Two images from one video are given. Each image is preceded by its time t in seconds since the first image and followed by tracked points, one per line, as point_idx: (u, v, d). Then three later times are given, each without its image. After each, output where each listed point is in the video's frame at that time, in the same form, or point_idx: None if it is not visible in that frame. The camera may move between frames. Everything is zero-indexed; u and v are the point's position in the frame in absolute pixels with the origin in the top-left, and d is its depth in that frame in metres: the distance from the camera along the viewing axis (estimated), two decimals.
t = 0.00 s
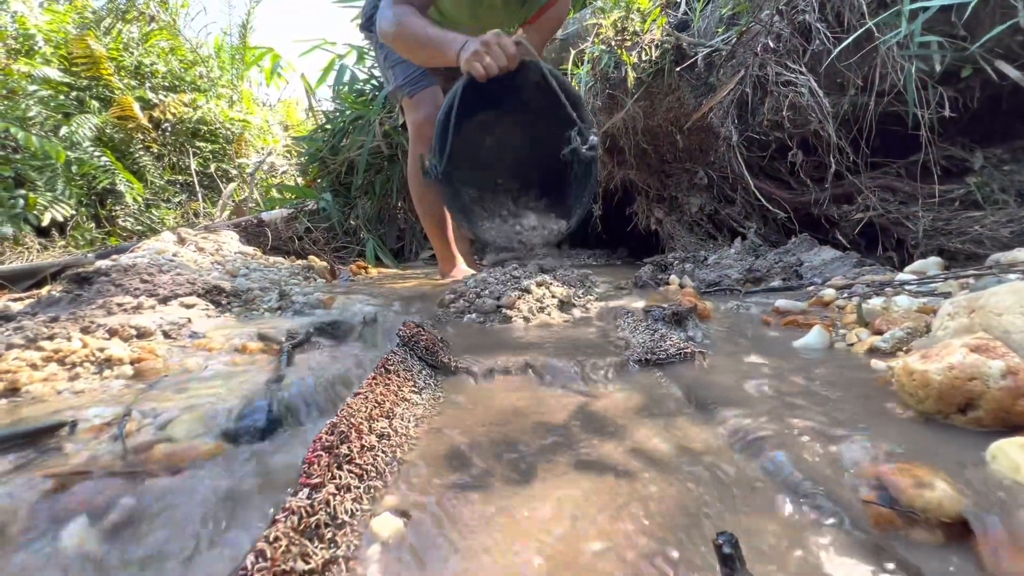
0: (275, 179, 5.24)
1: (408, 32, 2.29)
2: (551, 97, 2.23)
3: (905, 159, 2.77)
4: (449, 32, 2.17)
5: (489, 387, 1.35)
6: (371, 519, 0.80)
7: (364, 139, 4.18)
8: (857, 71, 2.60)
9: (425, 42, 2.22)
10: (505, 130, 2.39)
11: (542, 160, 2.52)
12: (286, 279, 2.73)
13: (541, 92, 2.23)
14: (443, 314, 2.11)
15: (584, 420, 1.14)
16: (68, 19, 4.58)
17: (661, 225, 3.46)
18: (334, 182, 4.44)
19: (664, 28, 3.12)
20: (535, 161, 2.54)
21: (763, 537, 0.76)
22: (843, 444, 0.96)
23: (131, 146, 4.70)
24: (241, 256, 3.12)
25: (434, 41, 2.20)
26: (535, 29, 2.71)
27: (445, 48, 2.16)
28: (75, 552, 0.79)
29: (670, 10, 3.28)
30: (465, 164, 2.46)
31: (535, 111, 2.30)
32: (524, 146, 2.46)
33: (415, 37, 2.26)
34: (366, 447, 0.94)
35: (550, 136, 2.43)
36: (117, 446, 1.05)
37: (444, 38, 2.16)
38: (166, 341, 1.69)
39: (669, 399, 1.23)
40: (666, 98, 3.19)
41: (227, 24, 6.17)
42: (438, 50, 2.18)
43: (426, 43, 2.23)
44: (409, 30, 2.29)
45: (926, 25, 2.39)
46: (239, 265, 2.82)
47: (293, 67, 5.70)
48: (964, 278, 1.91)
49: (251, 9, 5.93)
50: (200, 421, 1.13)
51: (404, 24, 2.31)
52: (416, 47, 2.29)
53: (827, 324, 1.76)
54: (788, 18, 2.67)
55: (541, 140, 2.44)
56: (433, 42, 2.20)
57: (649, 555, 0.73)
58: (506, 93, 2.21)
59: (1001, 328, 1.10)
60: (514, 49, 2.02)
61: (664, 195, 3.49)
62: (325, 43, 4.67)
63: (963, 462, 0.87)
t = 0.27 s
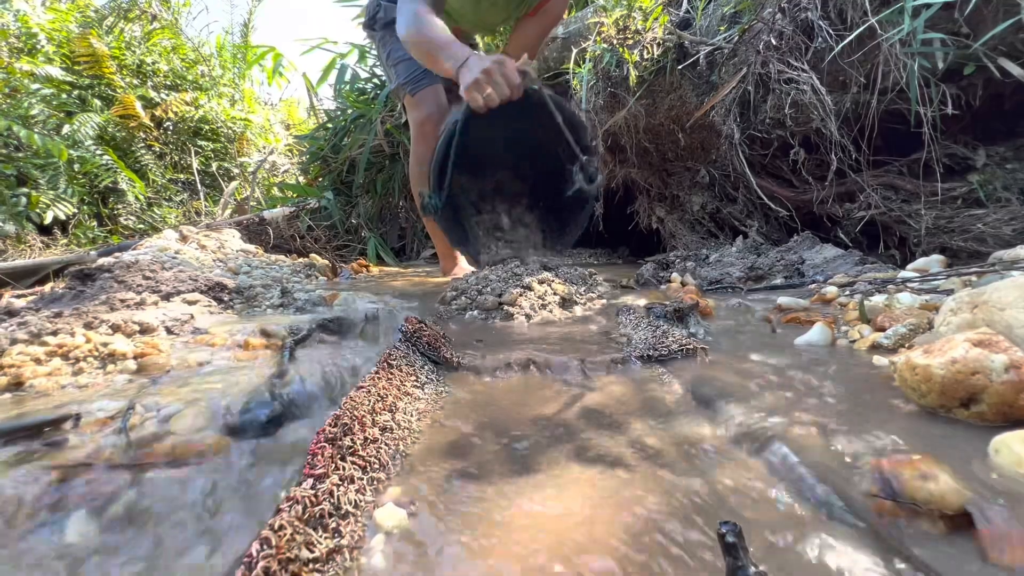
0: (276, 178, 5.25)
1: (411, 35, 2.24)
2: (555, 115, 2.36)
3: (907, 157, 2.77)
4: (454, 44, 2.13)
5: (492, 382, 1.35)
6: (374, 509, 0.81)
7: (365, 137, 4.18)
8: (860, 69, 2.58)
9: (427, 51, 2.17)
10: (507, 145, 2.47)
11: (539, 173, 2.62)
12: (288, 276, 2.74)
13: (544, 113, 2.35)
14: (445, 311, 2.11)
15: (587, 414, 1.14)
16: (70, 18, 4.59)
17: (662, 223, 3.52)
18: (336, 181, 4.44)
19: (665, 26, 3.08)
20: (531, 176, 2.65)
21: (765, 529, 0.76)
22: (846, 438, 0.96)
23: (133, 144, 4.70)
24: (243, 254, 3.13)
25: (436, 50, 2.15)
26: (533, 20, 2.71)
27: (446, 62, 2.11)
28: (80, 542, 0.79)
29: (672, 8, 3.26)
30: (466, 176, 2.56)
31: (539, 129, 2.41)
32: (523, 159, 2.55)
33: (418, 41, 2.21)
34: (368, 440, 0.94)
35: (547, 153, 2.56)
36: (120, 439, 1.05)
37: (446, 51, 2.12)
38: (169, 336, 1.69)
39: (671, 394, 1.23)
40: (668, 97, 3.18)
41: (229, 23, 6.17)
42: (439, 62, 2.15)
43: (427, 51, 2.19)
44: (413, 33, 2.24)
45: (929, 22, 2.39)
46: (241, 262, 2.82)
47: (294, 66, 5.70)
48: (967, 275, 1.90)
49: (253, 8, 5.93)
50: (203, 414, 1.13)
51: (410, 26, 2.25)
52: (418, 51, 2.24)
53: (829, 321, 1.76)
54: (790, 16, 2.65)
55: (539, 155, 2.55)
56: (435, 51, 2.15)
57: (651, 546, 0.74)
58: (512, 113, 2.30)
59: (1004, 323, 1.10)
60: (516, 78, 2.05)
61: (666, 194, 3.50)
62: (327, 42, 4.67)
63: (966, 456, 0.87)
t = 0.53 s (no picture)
0: (278, 177, 5.25)
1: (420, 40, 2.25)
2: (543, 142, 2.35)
3: (909, 156, 2.77)
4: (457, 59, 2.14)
5: (493, 380, 1.35)
6: (376, 504, 0.81)
7: (366, 136, 4.18)
8: (862, 67, 2.58)
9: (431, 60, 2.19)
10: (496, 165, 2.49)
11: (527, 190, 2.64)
12: (289, 275, 2.74)
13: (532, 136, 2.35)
14: (446, 309, 2.11)
15: (588, 412, 1.14)
16: (72, 17, 4.60)
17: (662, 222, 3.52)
18: (337, 180, 4.45)
19: (667, 25, 3.10)
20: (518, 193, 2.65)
21: (767, 525, 0.76)
22: (848, 434, 0.97)
23: (134, 143, 4.71)
24: (244, 253, 3.13)
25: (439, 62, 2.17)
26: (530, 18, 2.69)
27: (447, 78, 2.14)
28: (84, 536, 0.79)
29: (673, 7, 3.26)
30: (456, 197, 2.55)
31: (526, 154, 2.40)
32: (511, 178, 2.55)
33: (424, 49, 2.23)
34: (370, 435, 0.94)
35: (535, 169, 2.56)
36: (123, 435, 1.06)
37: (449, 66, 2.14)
38: (171, 334, 1.69)
39: (672, 392, 1.23)
40: (669, 96, 3.18)
41: (231, 22, 6.17)
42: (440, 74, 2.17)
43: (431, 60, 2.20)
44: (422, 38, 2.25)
45: (931, 20, 2.38)
46: (242, 261, 2.82)
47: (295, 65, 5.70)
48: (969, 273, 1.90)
49: (254, 7, 5.94)
50: (205, 410, 1.14)
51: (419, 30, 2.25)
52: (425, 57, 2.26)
53: (830, 319, 1.76)
54: (792, 15, 2.66)
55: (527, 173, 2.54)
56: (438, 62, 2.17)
57: (653, 541, 0.74)
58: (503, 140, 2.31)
59: (1005, 321, 1.09)
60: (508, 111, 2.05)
61: (667, 193, 3.51)
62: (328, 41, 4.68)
63: (968, 452, 0.87)
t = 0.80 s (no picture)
0: (278, 177, 5.25)
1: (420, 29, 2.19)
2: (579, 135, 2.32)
3: (911, 156, 2.77)
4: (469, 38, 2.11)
5: (495, 380, 1.35)
6: (380, 505, 0.81)
7: (367, 136, 4.18)
8: (864, 68, 2.57)
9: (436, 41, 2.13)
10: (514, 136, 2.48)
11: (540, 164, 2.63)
12: (291, 274, 2.74)
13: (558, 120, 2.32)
14: (448, 309, 2.11)
15: (591, 413, 1.14)
16: (73, 17, 4.59)
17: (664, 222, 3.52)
18: (337, 180, 4.45)
19: (668, 25, 3.10)
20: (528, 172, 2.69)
21: (770, 526, 0.76)
22: (852, 436, 0.96)
23: (135, 143, 4.71)
24: (245, 253, 3.13)
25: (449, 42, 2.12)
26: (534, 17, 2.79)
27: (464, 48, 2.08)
28: (88, 537, 0.79)
29: (675, 7, 3.26)
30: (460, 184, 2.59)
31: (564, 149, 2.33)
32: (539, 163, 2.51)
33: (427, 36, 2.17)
34: (373, 437, 0.94)
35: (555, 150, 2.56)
36: (125, 435, 1.06)
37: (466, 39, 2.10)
38: (173, 334, 1.69)
39: (675, 393, 1.23)
40: (670, 96, 3.17)
41: (231, 22, 6.17)
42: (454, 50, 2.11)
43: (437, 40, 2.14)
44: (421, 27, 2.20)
45: (933, 21, 2.38)
46: (244, 260, 2.82)
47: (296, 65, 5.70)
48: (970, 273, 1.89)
49: (255, 7, 5.94)
50: (207, 411, 1.14)
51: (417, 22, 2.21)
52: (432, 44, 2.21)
53: (832, 320, 1.76)
54: (794, 15, 2.67)
55: (545, 153, 2.55)
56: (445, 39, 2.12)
57: (656, 543, 0.74)
58: (517, 119, 2.33)
59: (1008, 322, 1.09)
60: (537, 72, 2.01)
61: (668, 193, 3.51)
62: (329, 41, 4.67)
63: (972, 454, 0.87)
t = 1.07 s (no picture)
0: (279, 176, 5.24)
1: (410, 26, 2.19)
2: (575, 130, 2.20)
3: (912, 155, 2.77)
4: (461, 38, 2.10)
5: (496, 380, 1.35)
6: (382, 505, 0.81)
7: (368, 135, 4.18)
8: (865, 67, 2.58)
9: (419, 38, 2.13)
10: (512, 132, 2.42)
11: (538, 162, 2.57)
12: (291, 274, 2.74)
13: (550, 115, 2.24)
14: (449, 309, 2.11)
15: (593, 413, 1.14)
16: (74, 17, 4.59)
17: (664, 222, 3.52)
18: (338, 179, 4.45)
19: (669, 24, 3.09)
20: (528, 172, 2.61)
21: (773, 526, 0.76)
22: (854, 436, 0.96)
23: (136, 143, 4.71)
24: (246, 253, 3.13)
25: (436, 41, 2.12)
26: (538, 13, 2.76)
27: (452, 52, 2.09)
28: (89, 537, 0.79)
29: (676, 6, 3.24)
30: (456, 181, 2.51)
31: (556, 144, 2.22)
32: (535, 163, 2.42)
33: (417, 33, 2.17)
34: (375, 436, 0.94)
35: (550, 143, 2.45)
36: (127, 435, 1.06)
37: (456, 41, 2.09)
38: (174, 334, 1.69)
39: (676, 393, 1.23)
40: (671, 96, 3.17)
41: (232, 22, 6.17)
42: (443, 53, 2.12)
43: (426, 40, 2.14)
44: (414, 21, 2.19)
45: (935, 20, 2.38)
46: (244, 260, 2.82)
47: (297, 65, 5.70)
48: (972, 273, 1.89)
49: (255, 7, 5.93)
50: (209, 411, 1.14)
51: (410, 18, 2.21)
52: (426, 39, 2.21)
53: (834, 320, 1.75)
54: (795, 14, 2.67)
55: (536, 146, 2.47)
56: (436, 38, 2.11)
57: (659, 543, 0.73)
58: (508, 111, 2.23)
59: (1011, 322, 1.09)
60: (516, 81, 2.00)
61: (669, 193, 3.51)
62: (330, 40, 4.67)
63: (974, 454, 0.87)
